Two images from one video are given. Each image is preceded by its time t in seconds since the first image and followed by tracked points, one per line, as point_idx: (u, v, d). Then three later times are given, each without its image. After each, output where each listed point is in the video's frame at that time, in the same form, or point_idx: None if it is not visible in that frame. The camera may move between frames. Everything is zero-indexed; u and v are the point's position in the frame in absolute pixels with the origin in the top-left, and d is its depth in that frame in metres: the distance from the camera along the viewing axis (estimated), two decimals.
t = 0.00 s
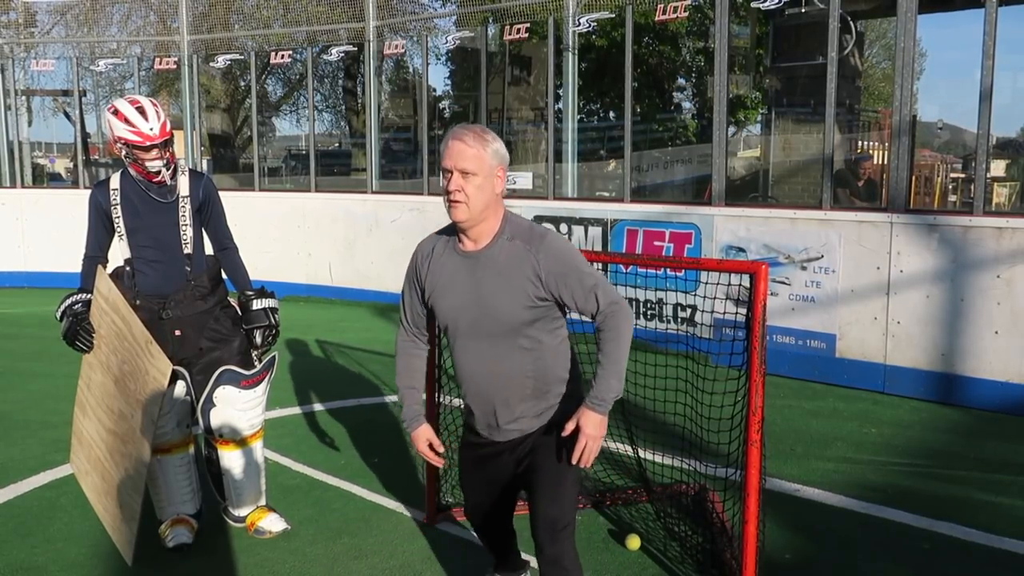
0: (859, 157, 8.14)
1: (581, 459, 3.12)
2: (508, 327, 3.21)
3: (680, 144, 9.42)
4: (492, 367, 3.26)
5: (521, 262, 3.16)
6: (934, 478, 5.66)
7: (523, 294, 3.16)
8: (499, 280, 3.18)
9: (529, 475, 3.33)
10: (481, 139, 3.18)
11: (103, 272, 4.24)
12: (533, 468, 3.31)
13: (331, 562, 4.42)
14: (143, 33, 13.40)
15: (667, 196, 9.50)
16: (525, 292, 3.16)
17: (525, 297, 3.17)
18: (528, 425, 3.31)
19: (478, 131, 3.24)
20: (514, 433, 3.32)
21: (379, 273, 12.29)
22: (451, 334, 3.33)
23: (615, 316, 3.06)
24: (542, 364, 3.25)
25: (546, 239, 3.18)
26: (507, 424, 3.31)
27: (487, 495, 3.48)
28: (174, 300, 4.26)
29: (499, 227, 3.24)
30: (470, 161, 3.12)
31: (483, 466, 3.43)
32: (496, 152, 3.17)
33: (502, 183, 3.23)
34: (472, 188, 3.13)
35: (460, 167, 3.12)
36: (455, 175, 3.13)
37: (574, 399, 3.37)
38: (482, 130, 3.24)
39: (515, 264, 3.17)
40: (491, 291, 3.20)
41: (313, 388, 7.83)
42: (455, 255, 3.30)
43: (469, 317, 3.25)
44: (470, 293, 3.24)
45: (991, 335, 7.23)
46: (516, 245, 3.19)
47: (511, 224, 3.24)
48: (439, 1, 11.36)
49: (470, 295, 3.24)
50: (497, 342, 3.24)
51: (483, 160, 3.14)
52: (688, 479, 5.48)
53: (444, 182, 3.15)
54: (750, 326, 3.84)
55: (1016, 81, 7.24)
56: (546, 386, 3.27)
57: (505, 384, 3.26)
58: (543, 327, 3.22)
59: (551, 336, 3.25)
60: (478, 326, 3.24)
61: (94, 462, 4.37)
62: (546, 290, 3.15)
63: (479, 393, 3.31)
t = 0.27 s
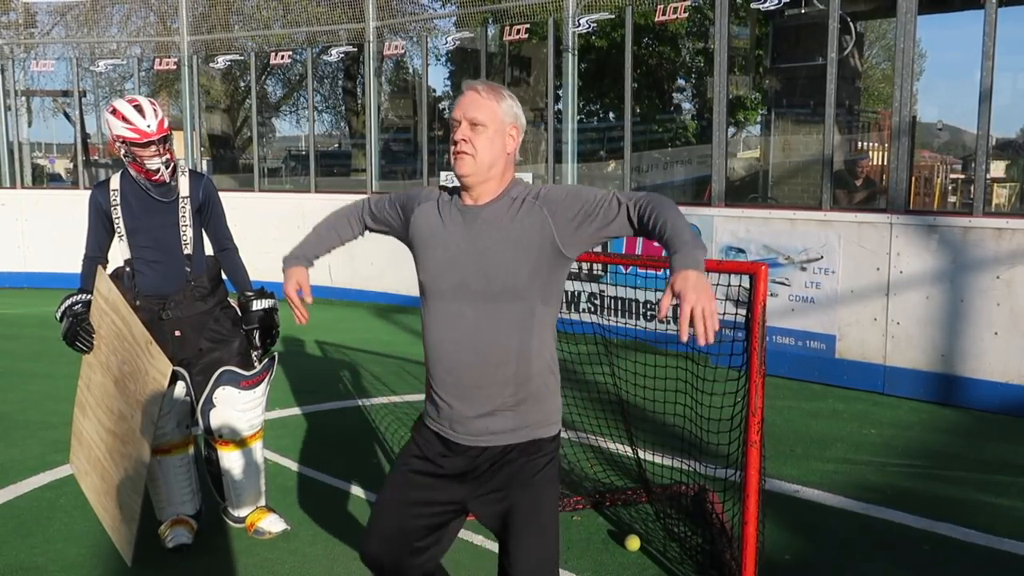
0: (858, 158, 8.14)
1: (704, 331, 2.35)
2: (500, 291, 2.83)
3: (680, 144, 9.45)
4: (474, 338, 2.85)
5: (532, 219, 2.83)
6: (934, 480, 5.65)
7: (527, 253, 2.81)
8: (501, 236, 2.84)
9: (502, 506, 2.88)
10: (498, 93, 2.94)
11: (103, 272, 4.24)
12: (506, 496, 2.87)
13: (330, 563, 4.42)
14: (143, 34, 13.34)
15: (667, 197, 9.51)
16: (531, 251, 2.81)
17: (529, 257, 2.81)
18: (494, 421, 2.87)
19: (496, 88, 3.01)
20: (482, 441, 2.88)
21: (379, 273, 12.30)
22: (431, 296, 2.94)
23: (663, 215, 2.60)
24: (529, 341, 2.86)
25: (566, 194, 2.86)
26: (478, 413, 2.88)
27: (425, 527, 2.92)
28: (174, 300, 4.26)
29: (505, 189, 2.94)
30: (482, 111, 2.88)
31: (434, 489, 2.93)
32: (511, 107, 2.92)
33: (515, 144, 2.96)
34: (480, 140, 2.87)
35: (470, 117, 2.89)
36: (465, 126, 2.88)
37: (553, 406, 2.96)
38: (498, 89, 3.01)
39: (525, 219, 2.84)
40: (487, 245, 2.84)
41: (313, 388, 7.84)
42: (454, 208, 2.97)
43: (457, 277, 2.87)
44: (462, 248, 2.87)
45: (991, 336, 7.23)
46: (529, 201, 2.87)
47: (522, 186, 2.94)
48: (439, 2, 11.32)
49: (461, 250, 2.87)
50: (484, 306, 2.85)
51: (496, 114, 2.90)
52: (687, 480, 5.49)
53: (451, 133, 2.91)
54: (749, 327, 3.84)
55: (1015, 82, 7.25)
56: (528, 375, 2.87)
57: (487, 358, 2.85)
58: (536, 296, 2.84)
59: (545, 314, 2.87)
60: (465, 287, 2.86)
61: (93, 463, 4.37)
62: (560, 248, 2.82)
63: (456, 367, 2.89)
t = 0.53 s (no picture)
0: (858, 158, 8.14)
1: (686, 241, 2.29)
2: (465, 297, 2.67)
3: (680, 145, 9.47)
4: (433, 349, 2.69)
5: (495, 219, 2.68)
6: (934, 480, 5.65)
7: (491, 258, 2.66)
8: (464, 241, 2.68)
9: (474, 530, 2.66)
10: (458, 100, 2.77)
11: (102, 273, 4.23)
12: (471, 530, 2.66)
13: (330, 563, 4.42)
14: (143, 35, 13.31)
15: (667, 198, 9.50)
16: (494, 255, 2.67)
17: (494, 260, 2.67)
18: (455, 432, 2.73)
19: (456, 93, 2.83)
20: (442, 458, 2.71)
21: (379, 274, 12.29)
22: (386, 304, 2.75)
23: (638, 177, 2.48)
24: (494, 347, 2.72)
25: (530, 196, 2.72)
26: (442, 426, 2.72)
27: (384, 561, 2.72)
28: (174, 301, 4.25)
29: (464, 200, 2.78)
30: (438, 121, 2.71)
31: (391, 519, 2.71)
32: (471, 114, 2.74)
33: (475, 153, 2.79)
34: (437, 151, 2.70)
35: (428, 127, 2.71)
36: (421, 135, 2.72)
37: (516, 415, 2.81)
38: (459, 93, 2.82)
39: (490, 220, 2.69)
40: (451, 249, 2.68)
41: (314, 389, 7.84)
42: (409, 214, 2.79)
43: (415, 283, 2.70)
44: (423, 253, 2.70)
45: (991, 337, 7.23)
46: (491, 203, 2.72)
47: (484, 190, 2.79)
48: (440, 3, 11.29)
49: (421, 255, 2.70)
50: (448, 313, 2.68)
51: (455, 123, 2.73)
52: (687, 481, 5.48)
53: (409, 142, 2.74)
54: (749, 328, 3.84)
55: (1015, 83, 7.25)
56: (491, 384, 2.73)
57: (452, 368, 2.69)
58: (502, 300, 2.70)
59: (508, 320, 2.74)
60: (424, 294, 2.69)
61: (94, 464, 4.36)
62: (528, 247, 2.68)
63: (417, 379, 2.71)
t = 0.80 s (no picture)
0: (858, 159, 8.13)
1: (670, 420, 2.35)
2: (497, 320, 2.70)
3: (680, 145, 9.43)
4: (463, 369, 2.71)
5: (525, 245, 2.73)
6: (935, 481, 5.65)
7: (522, 280, 2.71)
8: (493, 263, 2.71)
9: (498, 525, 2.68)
10: (468, 110, 2.73)
11: (103, 273, 4.25)
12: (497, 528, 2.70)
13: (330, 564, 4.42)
14: (143, 35, 13.41)
15: (667, 198, 9.47)
16: (524, 279, 2.71)
17: (523, 286, 2.71)
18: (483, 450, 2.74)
19: (463, 101, 2.79)
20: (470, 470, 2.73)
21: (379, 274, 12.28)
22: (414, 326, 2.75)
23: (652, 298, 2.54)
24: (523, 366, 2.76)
25: (556, 222, 2.77)
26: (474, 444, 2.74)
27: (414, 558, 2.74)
28: (174, 301, 4.26)
29: (488, 213, 2.79)
30: (454, 138, 2.68)
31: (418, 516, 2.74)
32: (483, 125, 2.71)
33: (492, 161, 2.78)
34: (457, 170, 2.68)
35: (445, 146, 2.68)
36: (437, 155, 2.69)
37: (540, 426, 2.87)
38: (466, 100, 2.78)
39: (519, 246, 2.74)
40: (481, 273, 2.70)
41: (314, 389, 7.84)
42: (434, 234, 2.78)
43: (445, 305, 2.70)
44: (453, 275, 2.71)
45: (991, 337, 7.23)
46: (518, 227, 2.76)
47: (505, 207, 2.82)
48: (439, 4, 11.38)
49: (451, 277, 2.71)
50: (479, 335, 2.70)
51: (469, 136, 2.70)
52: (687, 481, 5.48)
53: (426, 165, 2.71)
54: (750, 328, 3.84)
55: (1015, 83, 7.25)
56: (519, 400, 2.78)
57: (483, 388, 2.72)
58: (530, 320, 2.74)
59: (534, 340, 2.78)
60: (455, 317, 2.70)
61: (94, 464, 4.37)
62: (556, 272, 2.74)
63: (447, 397, 2.73)
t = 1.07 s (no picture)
0: (858, 159, 8.14)
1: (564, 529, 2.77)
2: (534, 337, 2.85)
3: (680, 146, 9.44)
4: (508, 376, 2.91)
5: (559, 273, 2.77)
6: (934, 481, 5.65)
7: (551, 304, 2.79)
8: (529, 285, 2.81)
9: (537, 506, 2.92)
10: (526, 122, 2.78)
11: (103, 274, 4.24)
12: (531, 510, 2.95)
13: (330, 564, 4.42)
14: (143, 35, 13.43)
15: (667, 198, 9.47)
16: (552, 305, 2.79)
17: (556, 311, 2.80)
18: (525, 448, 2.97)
19: (521, 110, 2.83)
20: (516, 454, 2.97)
21: (379, 275, 12.28)
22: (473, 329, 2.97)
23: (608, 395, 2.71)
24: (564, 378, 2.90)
25: (598, 255, 2.75)
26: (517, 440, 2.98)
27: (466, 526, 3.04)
28: (174, 301, 4.26)
29: (546, 223, 2.86)
30: (512, 150, 2.73)
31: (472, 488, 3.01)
32: (541, 136, 2.76)
33: (550, 169, 2.83)
34: (515, 180, 2.74)
35: (503, 158, 2.73)
36: (496, 166, 2.75)
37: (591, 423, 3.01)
38: (524, 110, 2.82)
39: (551, 271, 2.79)
40: (521, 294, 2.82)
41: (315, 389, 7.84)
42: (496, 241, 2.91)
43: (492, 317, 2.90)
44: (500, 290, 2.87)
45: (991, 337, 7.23)
46: (557, 249, 2.79)
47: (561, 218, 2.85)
48: (439, 5, 11.40)
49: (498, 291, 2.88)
50: (520, 348, 2.88)
51: (527, 148, 2.74)
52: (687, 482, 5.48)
53: (485, 175, 2.78)
54: (749, 328, 3.84)
55: (1015, 83, 7.25)
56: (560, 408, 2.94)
57: (523, 394, 2.92)
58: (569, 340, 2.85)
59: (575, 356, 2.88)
60: (499, 328, 2.90)
61: (94, 465, 4.37)
62: (576, 307, 2.77)
63: (494, 397, 2.96)
